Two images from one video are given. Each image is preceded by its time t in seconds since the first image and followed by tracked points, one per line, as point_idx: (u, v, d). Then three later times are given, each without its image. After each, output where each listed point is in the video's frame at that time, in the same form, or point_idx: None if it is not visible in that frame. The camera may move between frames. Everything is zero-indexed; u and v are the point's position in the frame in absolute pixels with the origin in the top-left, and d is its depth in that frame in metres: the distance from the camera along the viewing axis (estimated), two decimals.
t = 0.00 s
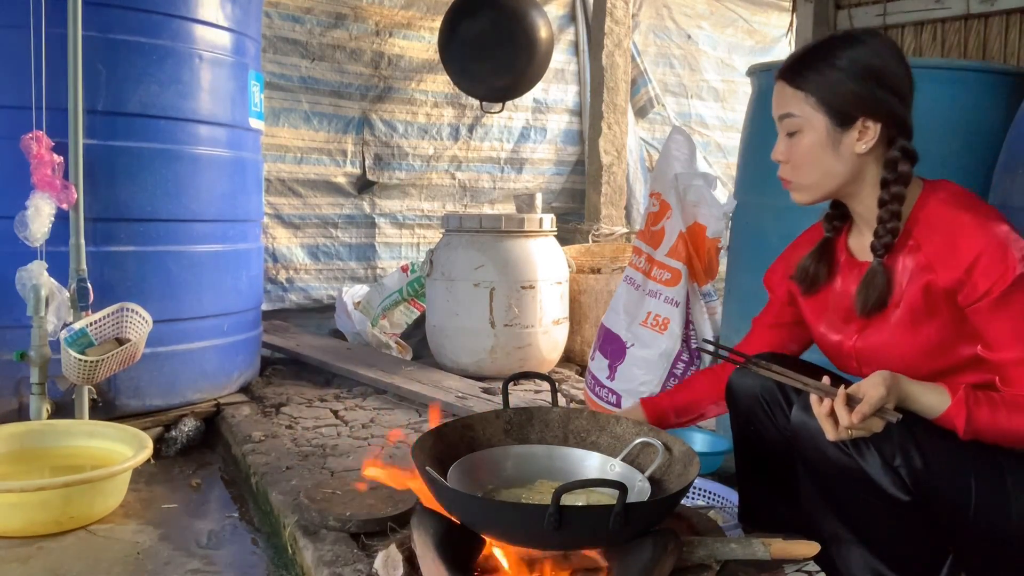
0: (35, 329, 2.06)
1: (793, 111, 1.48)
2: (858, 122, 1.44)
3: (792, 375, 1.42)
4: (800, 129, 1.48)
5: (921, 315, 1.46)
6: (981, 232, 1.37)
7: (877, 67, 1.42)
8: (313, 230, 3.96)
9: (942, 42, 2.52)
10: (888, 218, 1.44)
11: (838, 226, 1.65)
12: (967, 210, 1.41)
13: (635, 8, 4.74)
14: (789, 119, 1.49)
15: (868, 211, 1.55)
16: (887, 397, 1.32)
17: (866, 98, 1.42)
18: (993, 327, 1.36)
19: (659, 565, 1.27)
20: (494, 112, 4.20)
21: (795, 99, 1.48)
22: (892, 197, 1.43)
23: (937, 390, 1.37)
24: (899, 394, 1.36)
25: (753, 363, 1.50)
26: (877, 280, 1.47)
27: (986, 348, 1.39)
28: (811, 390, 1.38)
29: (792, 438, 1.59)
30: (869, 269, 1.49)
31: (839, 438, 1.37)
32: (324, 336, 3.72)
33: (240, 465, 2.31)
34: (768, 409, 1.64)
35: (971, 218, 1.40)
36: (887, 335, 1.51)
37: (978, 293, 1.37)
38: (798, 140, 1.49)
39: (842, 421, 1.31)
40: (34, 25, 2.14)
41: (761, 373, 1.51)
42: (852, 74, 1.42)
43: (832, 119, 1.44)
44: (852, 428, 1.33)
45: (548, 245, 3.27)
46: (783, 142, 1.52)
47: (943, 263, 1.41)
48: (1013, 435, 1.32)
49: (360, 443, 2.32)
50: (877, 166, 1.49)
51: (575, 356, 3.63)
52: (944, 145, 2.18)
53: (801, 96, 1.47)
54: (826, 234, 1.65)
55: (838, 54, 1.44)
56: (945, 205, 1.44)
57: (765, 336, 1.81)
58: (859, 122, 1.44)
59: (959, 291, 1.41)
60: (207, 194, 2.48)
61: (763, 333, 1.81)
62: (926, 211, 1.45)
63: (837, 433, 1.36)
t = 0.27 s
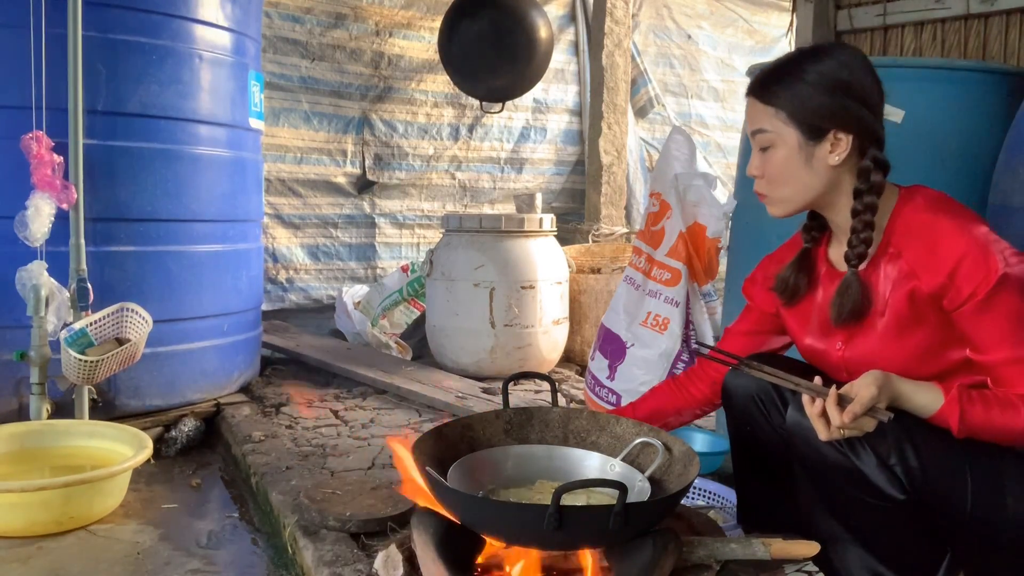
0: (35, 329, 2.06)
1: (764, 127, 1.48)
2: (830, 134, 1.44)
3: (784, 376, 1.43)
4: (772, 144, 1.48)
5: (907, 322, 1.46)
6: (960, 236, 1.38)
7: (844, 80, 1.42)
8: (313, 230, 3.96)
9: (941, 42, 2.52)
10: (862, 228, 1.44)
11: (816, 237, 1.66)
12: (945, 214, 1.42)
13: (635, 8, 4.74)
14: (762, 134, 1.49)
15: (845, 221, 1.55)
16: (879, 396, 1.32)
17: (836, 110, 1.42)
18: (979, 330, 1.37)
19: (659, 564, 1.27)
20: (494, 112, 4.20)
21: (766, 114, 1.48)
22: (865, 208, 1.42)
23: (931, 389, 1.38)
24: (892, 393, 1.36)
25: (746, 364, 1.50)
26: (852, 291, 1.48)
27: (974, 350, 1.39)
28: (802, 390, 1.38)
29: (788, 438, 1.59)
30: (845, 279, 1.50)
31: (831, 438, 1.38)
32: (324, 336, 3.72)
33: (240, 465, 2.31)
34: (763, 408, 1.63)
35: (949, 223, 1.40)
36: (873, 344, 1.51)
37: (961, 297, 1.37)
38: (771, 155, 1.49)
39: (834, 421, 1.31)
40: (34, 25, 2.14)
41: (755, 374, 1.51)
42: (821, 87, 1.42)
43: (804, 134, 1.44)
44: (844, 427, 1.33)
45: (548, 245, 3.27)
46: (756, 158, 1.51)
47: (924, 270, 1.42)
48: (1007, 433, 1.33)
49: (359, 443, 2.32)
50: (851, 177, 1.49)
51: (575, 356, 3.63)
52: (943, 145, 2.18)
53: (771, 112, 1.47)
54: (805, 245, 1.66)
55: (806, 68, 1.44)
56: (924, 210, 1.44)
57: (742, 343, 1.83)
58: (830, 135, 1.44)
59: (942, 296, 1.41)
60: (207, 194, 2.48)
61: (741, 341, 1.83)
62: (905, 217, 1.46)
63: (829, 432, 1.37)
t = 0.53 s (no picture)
0: (35, 329, 2.06)
1: (758, 131, 1.48)
2: (824, 138, 1.44)
3: (782, 377, 1.42)
4: (767, 149, 1.48)
5: (905, 324, 1.46)
6: (956, 238, 1.38)
7: (837, 84, 1.42)
8: (313, 230, 3.96)
9: (941, 42, 2.52)
10: (857, 231, 1.44)
11: (814, 239, 1.66)
12: (941, 216, 1.42)
13: (635, 8, 4.74)
14: (756, 139, 1.49)
15: (842, 223, 1.55)
16: (876, 397, 1.32)
17: (830, 114, 1.42)
18: (977, 332, 1.36)
19: (660, 564, 1.27)
20: (494, 112, 4.20)
21: (759, 120, 1.48)
22: (861, 210, 1.42)
23: (929, 390, 1.38)
24: (890, 394, 1.36)
25: (745, 363, 1.50)
26: (849, 294, 1.48)
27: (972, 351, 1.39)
28: (800, 391, 1.38)
29: (787, 439, 1.59)
30: (841, 281, 1.50)
31: (830, 439, 1.37)
32: (324, 336, 3.72)
33: (240, 465, 2.30)
34: (763, 408, 1.64)
35: (945, 225, 1.40)
36: (872, 347, 1.51)
37: (959, 300, 1.37)
38: (766, 160, 1.49)
39: (832, 423, 1.31)
40: (34, 25, 2.14)
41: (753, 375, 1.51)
42: (814, 91, 1.42)
43: (797, 137, 1.44)
44: (842, 429, 1.33)
45: (548, 245, 3.27)
46: (751, 163, 1.51)
47: (920, 272, 1.41)
48: (1006, 434, 1.33)
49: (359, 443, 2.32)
50: (846, 180, 1.49)
51: (575, 356, 3.63)
52: (943, 144, 2.18)
53: (764, 117, 1.47)
54: (803, 248, 1.66)
55: (797, 73, 1.44)
56: (919, 212, 1.44)
57: (744, 346, 1.84)
58: (824, 139, 1.44)
59: (939, 297, 1.41)
60: (207, 194, 2.48)
61: (742, 344, 1.84)
62: (902, 219, 1.46)
63: (827, 433, 1.36)
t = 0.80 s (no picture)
0: (35, 329, 2.06)
1: (759, 132, 1.48)
2: (825, 138, 1.44)
3: (785, 376, 1.42)
4: (768, 150, 1.48)
5: (906, 324, 1.47)
6: (958, 237, 1.38)
7: (837, 83, 1.42)
8: (313, 230, 3.96)
9: (942, 42, 2.52)
10: (859, 230, 1.44)
11: (815, 240, 1.66)
12: (942, 216, 1.42)
13: (635, 8, 4.74)
14: (756, 140, 1.49)
15: (843, 224, 1.55)
16: (880, 397, 1.32)
17: (830, 114, 1.42)
18: (980, 332, 1.36)
19: (660, 565, 1.27)
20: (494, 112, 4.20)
21: (759, 121, 1.48)
22: (863, 210, 1.42)
23: (933, 390, 1.38)
24: (893, 394, 1.36)
25: (747, 363, 1.50)
26: (851, 293, 1.48)
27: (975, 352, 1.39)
28: (804, 390, 1.38)
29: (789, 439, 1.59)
30: (844, 281, 1.50)
31: (833, 438, 1.38)
32: (324, 336, 3.72)
33: (240, 465, 2.30)
34: (764, 409, 1.64)
35: (947, 225, 1.40)
36: (874, 347, 1.51)
37: (961, 300, 1.37)
38: (767, 161, 1.49)
39: (836, 422, 1.32)
40: (34, 25, 2.14)
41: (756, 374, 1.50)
42: (814, 91, 1.42)
43: (798, 137, 1.44)
44: (845, 428, 1.33)
45: (548, 245, 3.27)
46: (752, 164, 1.51)
47: (923, 272, 1.41)
48: (1009, 434, 1.33)
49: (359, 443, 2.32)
50: (848, 180, 1.49)
51: (575, 356, 3.63)
52: (943, 144, 2.18)
53: (765, 118, 1.47)
54: (804, 247, 1.66)
55: (797, 73, 1.44)
56: (921, 212, 1.44)
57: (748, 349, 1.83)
58: (825, 139, 1.44)
59: (941, 297, 1.41)
60: (207, 193, 2.48)
61: (746, 346, 1.84)
62: (903, 220, 1.46)
63: (830, 433, 1.37)
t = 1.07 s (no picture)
0: (35, 329, 2.06)
1: (757, 134, 1.47)
2: (823, 139, 1.44)
3: (784, 377, 1.42)
4: (766, 151, 1.48)
5: (905, 325, 1.47)
6: (956, 238, 1.38)
7: (834, 84, 1.43)
8: (313, 230, 3.96)
9: (942, 42, 2.52)
10: (857, 231, 1.43)
11: (814, 241, 1.66)
12: (941, 217, 1.42)
13: (635, 8, 4.74)
14: (754, 142, 1.49)
15: (841, 225, 1.55)
16: (879, 398, 1.32)
17: (827, 115, 1.42)
18: (978, 333, 1.36)
19: (660, 565, 1.27)
20: (494, 112, 4.20)
21: (757, 123, 1.48)
22: (861, 210, 1.42)
23: (931, 390, 1.38)
24: (892, 395, 1.36)
25: (746, 364, 1.50)
26: (849, 294, 1.48)
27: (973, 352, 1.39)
28: (802, 391, 1.38)
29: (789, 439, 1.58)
30: (842, 282, 1.50)
31: (831, 439, 1.39)
32: (324, 336, 3.72)
33: (240, 465, 2.30)
34: (763, 409, 1.63)
35: (945, 225, 1.40)
36: (873, 348, 1.51)
37: (959, 301, 1.37)
38: (765, 163, 1.49)
39: (833, 423, 1.32)
40: (34, 25, 2.14)
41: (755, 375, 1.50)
42: (811, 92, 1.42)
43: (796, 138, 1.44)
44: (843, 430, 1.33)
45: (548, 245, 3.27)
46: (750, 166, 1.51)
47: (921, 272, 1.41)
48: (1008, 435, 1.32)
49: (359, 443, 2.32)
50: (846, 181, 1.49)
51: (575, 356, 3.63)
52: (943, 144, 2.18)
53: (762, 119, 1.47)
54: (804, 249, 1.66)
55: (795, 74, 1.44)
56: (919, 213, 1.44)
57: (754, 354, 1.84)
58: (823, 139, 1.44)
59: (939, 298, 1.41)
60: (207, 194, 2.48)
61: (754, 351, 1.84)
62: (901, 220, 1.46)
63: (829, 434, 1.38)
